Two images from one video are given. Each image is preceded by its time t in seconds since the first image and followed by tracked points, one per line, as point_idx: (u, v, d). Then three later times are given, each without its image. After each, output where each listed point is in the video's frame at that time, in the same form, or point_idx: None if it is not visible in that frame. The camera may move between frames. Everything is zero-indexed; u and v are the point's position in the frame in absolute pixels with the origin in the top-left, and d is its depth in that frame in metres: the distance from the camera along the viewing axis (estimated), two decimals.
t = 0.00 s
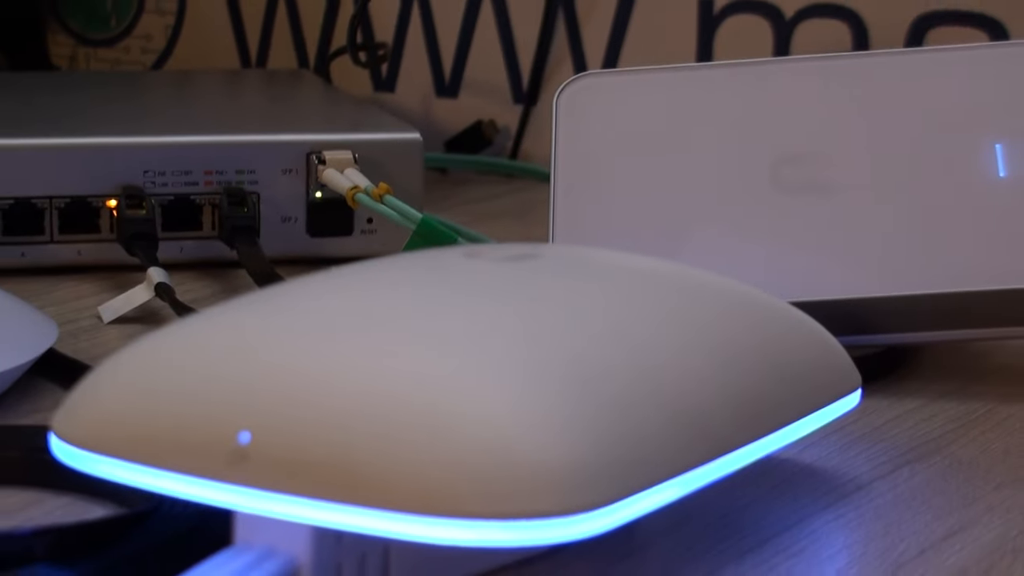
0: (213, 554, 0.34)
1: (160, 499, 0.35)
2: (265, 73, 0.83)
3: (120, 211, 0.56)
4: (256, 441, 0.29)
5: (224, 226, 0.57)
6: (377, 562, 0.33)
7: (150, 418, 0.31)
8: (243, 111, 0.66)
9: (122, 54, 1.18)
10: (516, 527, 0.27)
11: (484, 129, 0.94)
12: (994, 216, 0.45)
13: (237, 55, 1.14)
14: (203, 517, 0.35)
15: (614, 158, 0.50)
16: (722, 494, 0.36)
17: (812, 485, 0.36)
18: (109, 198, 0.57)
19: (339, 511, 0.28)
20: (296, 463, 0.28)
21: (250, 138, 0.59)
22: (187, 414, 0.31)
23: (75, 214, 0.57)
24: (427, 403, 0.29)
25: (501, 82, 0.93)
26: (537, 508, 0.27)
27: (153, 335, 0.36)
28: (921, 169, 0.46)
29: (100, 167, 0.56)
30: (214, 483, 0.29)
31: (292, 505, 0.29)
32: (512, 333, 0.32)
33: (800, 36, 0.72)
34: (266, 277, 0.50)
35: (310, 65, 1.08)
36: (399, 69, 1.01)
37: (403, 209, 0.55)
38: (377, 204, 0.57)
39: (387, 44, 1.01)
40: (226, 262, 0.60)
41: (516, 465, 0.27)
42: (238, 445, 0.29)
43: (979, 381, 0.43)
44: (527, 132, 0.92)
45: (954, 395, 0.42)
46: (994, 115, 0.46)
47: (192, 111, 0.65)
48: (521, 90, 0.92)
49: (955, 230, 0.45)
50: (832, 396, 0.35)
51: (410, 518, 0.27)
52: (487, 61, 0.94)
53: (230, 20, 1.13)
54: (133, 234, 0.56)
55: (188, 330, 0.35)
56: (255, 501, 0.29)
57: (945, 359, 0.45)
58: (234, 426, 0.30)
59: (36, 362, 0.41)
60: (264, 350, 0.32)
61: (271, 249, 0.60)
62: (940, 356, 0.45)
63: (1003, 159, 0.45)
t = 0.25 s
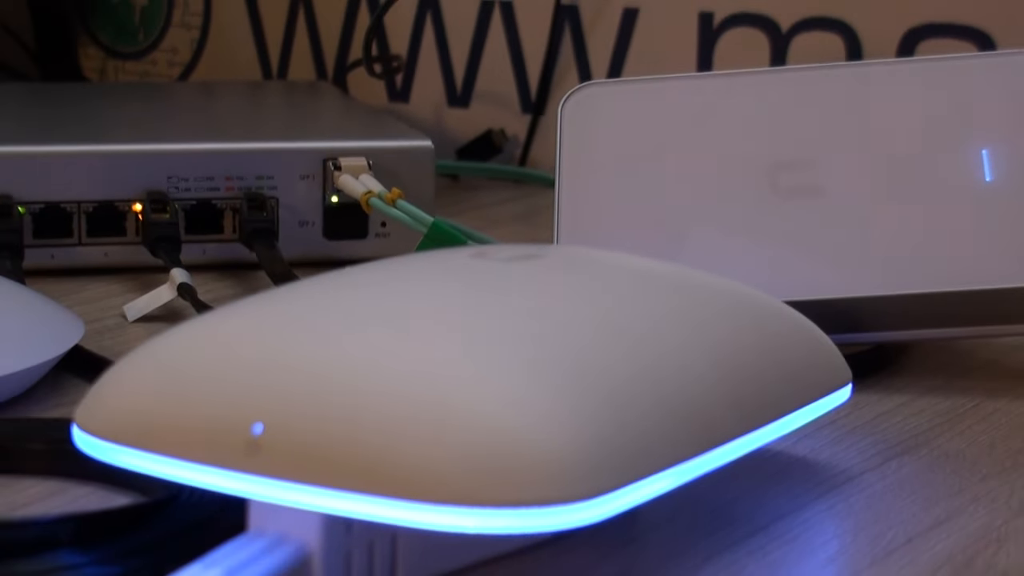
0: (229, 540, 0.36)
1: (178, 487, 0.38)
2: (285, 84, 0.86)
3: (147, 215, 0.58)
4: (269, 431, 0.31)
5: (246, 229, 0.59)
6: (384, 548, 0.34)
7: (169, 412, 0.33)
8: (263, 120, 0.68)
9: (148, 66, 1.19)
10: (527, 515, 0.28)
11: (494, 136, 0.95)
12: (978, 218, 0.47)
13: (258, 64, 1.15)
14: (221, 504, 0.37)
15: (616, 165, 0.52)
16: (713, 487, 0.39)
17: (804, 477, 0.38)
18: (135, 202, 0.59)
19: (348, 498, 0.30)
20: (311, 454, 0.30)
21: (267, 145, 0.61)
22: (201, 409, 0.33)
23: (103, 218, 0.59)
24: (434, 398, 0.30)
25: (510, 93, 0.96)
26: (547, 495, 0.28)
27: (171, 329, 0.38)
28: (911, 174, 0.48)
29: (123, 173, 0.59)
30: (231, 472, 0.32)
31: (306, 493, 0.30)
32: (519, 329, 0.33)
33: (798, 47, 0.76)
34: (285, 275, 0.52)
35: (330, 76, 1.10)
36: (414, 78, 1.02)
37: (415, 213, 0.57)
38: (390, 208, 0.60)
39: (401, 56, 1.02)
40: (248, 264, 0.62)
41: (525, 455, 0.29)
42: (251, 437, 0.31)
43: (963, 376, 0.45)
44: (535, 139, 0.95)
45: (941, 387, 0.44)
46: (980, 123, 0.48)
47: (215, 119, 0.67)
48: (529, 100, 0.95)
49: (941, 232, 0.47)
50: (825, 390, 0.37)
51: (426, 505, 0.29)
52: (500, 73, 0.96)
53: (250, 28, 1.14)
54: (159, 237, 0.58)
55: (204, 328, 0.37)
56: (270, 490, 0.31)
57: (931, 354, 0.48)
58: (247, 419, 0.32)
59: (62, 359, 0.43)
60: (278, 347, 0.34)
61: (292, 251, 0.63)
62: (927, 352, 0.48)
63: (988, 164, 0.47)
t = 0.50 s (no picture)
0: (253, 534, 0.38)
1: (203, 486, 0.39)
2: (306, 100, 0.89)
3: (174, 226, 0.62)
4: (290, 430, 0.33)
5: (268, 239, 0.63)
6: (400, 544, 0.35)
7: (196, 413, 0.35)
8: (285, 134, 0.71)
9: (178, 86, 1.31)
10: (530, 510, 0.30)
11: (507, 151, 1.01)
12: (972, 227, 0.48)
13: (281, 82, 1.23)
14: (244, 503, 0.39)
15: (623, 176, 0.55)
16: (718, 483, 0.40)
17: (805, 476, 0.40)
18: (163, 214, 0.62)
19: (351, 493, 0.32)
20: (331, 451, 0.32)
21: (290, 159, 0.64)
22: (224, 410, 0.35)
23: (132, 228, 0.62)
24: (445, 399, 0.32)
25: (521, 106, 1.01)
26: (550, 493, 0.30)
27: (193, 336, 0.40)
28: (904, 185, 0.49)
29: (153, 185, 0.62)
30: (249, 469, 0.34)
31: (326, 489, 0.32)
32: (527, 333, 0.35)
33: (797, 64, 0.82)
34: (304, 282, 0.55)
35: (348, 93, 1.16)
36: (429, 96, 1.08)
37: (430, 223, 0.60)
38: (406, 218, 0.62)
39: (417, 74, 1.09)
40: (269, 272, 0.65)
41: (530, 452, 0.30)
42: (272, 435, 0.33)
43: (955, 381, 0.47)
44: (544, 156, 1.00)
45: (935, 390, 0.46)
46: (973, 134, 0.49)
47: (240, 134, 0.70)
48: (540, 115, 1.00)
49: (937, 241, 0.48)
50: (823, 391, 0.39)
51: (433, 501, 0.30)
52: (511, 89, 1.02)
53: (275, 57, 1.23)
54: (184, 246, 0.61)
55: (227, 332, 0.39)
56: (290, 487, 0.33)
57: (925, 360, 0.50)
58: (268, 419, 0.34)
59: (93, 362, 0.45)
60: (297, 351, 0.36)
61: (312, 260, 0.65)
62: (920, 358, 0.50)
63: (981, 174, 0.48)
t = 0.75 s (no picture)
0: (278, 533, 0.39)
1: (231, 487, 0.41)
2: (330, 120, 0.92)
3: (204, 239, 0.64)
4: (314, 434, 0.35)
5: (294, 251, 0.64)
6: (421, 544, 0.37)
7: (225, 417, 0.37)
8: (311, 152, 0.73)
9: (208, 106, 1.33)
10: (551, 511, 0.31)
11: (522, 169, 1.02)
12: (971, 241, 0.49)
13: (308, 103, 1.24)
14: (271, 503, 0.41)
15: (635, 192, 0.57)
16: (733, 484, 0.42)
17: (811, 479, 0.42)
18: (194, 227, 0.64)
19: (371, 493, 0.33)
20: (355, 455, 0.33)
21: (314, 176, 0.66)
22: (251, 414, 0.37)
23: (163, 242, 0.64)
24: (467, 405, 0.34)
25: (536, 126, 1.03)
26: (568, 495, 0.31)
27: (216, 344, 0.42)
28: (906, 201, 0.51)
29: (185, 201, 0.64)
30: (276, 471, 0.35)
31: (349, 491, 0.34)
32: (541, 339, 0.37)
33: (802, 84, 0.85)
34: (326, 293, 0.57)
35: (370, 112, 1.19)
36: (449, 116, 1.11)
37: (450, 237, 0.62)
38: (427, 232, 0.64)
39: (437, 95, 1.11)
40: (294, 284, 0.67)
41: (548, 455, 0.32)
42: (296, 438, 0.35)
43: (955, 387, 0.49)
44: (559, 174, 1.02)
45: (937, 398, 0.48)
46: (971, 151, 0.50)
47: (267, 152, 0.73)
48: (554, 135, 1.02)
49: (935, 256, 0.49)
50: (828, 399, 0.41)
51: (457, 501, 0.32)
52: (527, 106, 1.04)
53: (303, 80, 1.25)
54: (214, 259, 0.63)
55: (253, 339, 0.41)
56: (311, 489, 0.35)
57: (926, 368, 0.52)
58: (292, 423, 0.35)
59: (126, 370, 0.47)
60: (320, 357, 0.38)
61: (338, 271, 0.68)
62: (922, 366, 0.52)
63: (980, 190, 0.50)
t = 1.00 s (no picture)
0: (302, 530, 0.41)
1: (257, 487, 0.43)
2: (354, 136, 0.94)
3: (232, 249, 0.66)
4: (337, 434, 0.36)
5: (319, 260, 0.67)
6: (439, 542, 0.38)
7: (253, 420, 0.39)
8: (336, 166, 0.75)
9: (237, 123, 1.40)
10: (565, 510, 0.33)
11: (537, 184, 1.05)
12: (970, 252, 0.50)
13: (331, 117, 1.27)
14: (296, 501, 0.43)
15: (647, 205, 0.59)
16: (742, 484, 0.43)
17: (815, 481, 0.43)
18: (223, 237, 0.67)
19: (399, 492, 0.35)
20: (377, 455, 0.35)
21: (337, 188, 0.68)
22: (278, 417, 0.38)
23: (193, 252, 0.67)
24: (485, 409, 0.35)
25: (551, 142, 1.06)
26: (582, 493, 0.33)
27: (241, 351, 0.43)
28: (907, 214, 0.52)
29: (216, 211, 0.66)
30: (301, 471, 0.37)
31: (371, 489, 0.35)
32: (555, 347, 0.38)
33: (808, 101, 0.86)
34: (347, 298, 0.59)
35: (393, 129, 1.21)
36: (467, 133, 1.14)
37: (467, 248, 0.64)
38: (447, 243, 0.66)
39: (456, 111, 1.14)
40: (319, 293, 0.69)
41: (564, 457, 0.33)
42: (320, 440, 0.36)
43: (954, 393, 0.51)
44: (572, 188, 1.04)
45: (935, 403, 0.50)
46: (970, 166, 0.52)
47: (293, 165, 0.75)
48: (568, 150, 1.04)
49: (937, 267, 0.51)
50: (832, 403, 0.42)
51: (477, 501, 0.33)
52: (544, 123, 1.06)
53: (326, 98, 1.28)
54: (242, 268, 0.66)
55: (278, 345, 0.43)
56: (333, 487, 0.36)
57: (927, 374, 0.54)
58: (317, 425, 0.37)
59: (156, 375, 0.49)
60: (344, 362, 0.39)
61: (359, 283, 0.69)
62: (923, 372, 0.54)
63: (978, 203, 0.51)
